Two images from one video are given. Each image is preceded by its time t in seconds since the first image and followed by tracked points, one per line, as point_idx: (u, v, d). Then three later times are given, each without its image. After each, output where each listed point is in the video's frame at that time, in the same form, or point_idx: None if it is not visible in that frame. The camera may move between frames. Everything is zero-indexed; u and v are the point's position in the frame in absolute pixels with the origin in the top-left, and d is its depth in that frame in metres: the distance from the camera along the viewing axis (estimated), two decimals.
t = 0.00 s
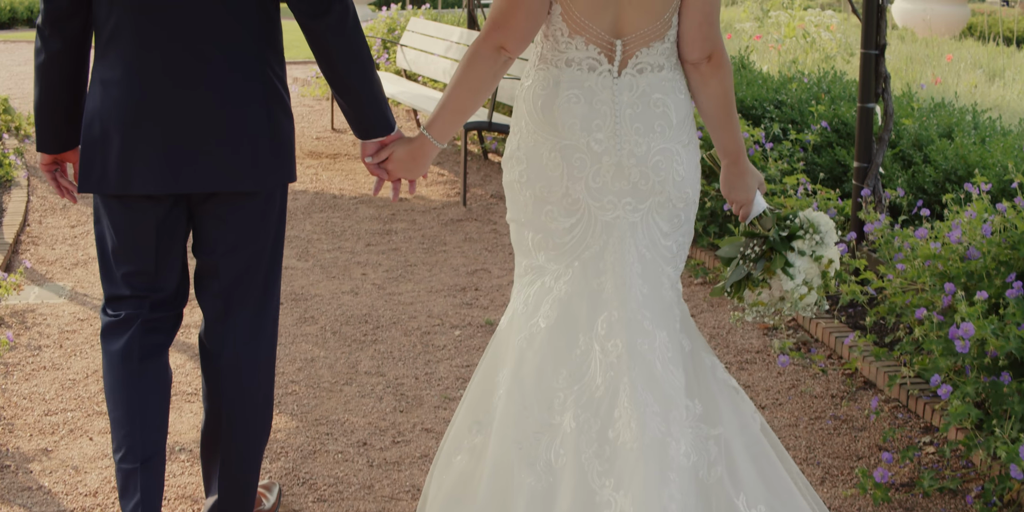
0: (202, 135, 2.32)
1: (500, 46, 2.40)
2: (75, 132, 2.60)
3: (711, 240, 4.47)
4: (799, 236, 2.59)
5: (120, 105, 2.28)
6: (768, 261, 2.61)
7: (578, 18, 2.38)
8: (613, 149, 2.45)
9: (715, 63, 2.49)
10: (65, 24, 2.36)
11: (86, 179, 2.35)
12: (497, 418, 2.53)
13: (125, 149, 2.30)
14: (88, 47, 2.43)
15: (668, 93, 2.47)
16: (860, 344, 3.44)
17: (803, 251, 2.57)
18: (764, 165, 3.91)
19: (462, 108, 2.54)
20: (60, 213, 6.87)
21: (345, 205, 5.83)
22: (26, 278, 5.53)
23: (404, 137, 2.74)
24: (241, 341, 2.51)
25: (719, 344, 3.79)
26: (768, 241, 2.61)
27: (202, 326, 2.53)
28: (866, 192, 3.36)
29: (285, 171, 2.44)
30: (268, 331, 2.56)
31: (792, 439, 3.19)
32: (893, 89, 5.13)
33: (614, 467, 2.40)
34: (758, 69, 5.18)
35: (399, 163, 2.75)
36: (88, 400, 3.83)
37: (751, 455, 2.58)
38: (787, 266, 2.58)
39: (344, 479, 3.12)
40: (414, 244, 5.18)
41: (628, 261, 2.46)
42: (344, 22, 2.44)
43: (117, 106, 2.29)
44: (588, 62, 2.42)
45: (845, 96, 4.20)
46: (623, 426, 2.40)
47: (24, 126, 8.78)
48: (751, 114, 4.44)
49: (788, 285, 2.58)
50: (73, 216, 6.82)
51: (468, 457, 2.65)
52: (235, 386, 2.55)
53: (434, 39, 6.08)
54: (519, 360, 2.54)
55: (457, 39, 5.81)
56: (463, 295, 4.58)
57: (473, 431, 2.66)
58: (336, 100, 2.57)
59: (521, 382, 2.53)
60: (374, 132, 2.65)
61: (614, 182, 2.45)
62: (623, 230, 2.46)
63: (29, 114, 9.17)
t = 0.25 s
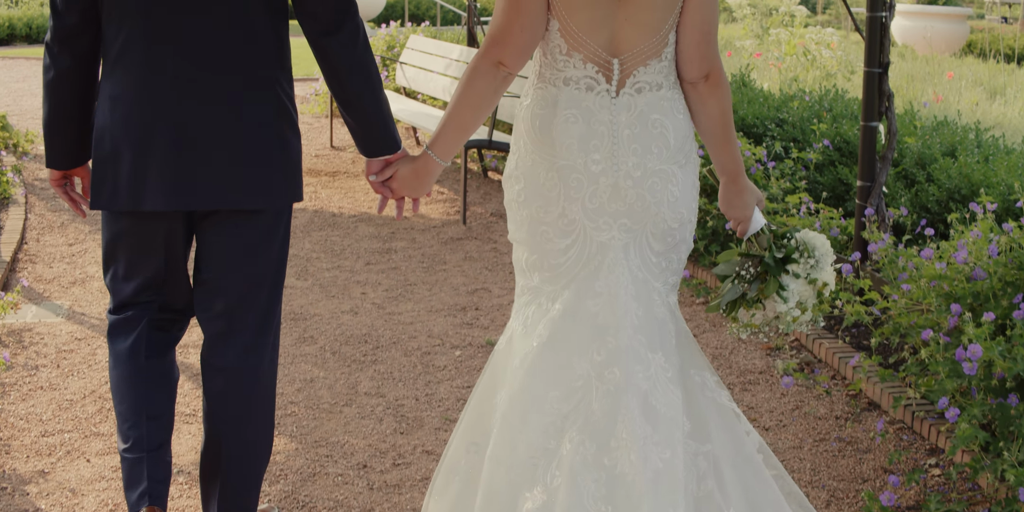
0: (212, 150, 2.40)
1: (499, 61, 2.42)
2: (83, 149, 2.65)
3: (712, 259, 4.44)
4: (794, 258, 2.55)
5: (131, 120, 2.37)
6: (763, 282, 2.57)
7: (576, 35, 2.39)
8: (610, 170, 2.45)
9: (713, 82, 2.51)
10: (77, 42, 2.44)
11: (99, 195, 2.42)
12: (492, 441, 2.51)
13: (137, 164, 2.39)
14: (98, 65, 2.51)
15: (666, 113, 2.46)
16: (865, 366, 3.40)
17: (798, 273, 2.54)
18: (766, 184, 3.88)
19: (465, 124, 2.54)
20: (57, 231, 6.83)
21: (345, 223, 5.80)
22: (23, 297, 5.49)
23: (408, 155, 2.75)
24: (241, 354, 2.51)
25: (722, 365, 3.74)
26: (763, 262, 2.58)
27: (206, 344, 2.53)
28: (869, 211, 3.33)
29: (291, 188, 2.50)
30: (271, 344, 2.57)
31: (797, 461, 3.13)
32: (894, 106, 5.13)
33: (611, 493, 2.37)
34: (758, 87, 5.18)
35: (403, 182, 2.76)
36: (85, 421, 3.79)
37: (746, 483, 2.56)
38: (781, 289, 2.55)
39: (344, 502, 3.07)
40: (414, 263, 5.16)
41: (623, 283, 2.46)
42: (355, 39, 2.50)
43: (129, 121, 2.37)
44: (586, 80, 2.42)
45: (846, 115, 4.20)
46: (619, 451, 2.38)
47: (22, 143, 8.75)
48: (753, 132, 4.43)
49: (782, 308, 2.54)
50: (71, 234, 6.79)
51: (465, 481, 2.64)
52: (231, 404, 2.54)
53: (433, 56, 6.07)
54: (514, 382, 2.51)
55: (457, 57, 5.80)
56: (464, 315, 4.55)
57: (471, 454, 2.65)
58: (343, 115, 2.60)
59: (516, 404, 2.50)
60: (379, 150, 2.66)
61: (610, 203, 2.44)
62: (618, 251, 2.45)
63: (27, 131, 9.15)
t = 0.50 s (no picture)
0: (215, 166, 2.42)
1: (498, 76, 2.46)
2: (87, 167, 2.64)
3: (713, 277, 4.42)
4: (797, 272, 2.58)
5: (136, 135, 2.39)
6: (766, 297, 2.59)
7: (576, 49, 2.40)
8: (616, 186, 2.44)
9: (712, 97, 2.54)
10: (84, 58, 2.43)
11: (104, 209, 2.46)
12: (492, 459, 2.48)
13: (140, 179, 2.41)
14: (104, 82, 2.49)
15: (669, 127, 2.47)
16: (871, 386, 3.36)
17: (800, 288, 2.57)
18: (768, 202, 3.86)
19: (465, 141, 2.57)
20: (56, 249, 6.80)
21: (345, 242, 5.78)
22: (21, 316, 5.45)
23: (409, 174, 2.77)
24: (241, 370, 2.51)
25: (725, 385, 3.71)
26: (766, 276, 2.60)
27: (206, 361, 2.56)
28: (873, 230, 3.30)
29: (295, 206, 2.52)
30: (272, 362, 2.57)
31: (802, 483, 3.08)
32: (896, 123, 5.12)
33: None
34: (760, 104, 5.18)
35: (404, 200, 2.78)
36: (84, 442, 3.74)
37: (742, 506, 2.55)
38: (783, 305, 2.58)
39: None
40: (414, 282, 5.13)
41: (627, 299, 2.47)
42: (361, 59, 2.51)
43: (134, 136, 2.39)
44: (588, 97, 2.43)
45: (849, 133, 4.19)
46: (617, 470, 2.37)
47: (21, 160, 8.73)
48: (755, 150, 4.42)
49: (784, 323, 2.58)
50: (70, 252, 6.76)
51: (469, 498, 2.62)
52: (230, 423, 2.52)
53: (434, 73, 6.06)
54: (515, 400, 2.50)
55: (457, 74, 5.79)
56: (465, 335, 4.51)
57: (478, 470, 2.64)
58: (345, 131, 2.61)
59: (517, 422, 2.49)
60: (381, 168, 2.69)
61: (616, 220, 2.44)
62: (625, 267, 2.46)
63: (26, 147, 9.12)
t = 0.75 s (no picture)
0: (218, 184, 2.40)
1: (496, 99, 2.46)
2: (89, 185, 2.61)
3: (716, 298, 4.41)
4: (807, 282, 2.63)
5: (140, 152, 2.38)
6: (779, 308, 2.62)
7: (577, 68, 2.40)
8: (621, 205, 2.47)
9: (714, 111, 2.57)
10: (89, 75, 2.42)
11: (105, 225, 2.45)
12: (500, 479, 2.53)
13: (142, 196, 2.39)
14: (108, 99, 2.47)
15: (673, 144, 2.48)
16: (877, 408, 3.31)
17: (812, 297, 2.62)
18: (771, 222, 3.85)
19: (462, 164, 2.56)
20: (54, 268, 6.77)
21: (344, 260, 5.75)
22: (19, 336, 5.41)
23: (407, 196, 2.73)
24: (241, 393, 2.47)
25: (729, 407, 3.66)
26: (777, 287, 2.65)
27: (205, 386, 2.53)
28: (877, 250, 3.28)
29: (297, 227, 2.48)
30: (271, 388, 2.53)
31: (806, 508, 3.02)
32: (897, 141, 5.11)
33: None
34: (761, 123, 5.18)
35: (401, 223, 2.73)
36: (81, 464, 3.70)
37: None
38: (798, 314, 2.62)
39: None
40: (414, 301, 5.10)
41: (631, 317, 2.49)
42: (363, 79, 2.45)
43: (138, 153, 2.38)
44: (591, 116, 2.44)
45: (851, 152, 4.18)
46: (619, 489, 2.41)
47: (19, 178, 8.70)
48: (756, 169, 4.42)
49: (799, 332, 2.61)
50: (68, 271, 6.73)
51: None
52: (227, 448, 2.48)
53: (433, 91, 6.05)
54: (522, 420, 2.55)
55: (457, 92, 5.78)
56: (466, 355, 4.47)
57: (492, 493, 2.67)
58: (343, 151, 2.54)
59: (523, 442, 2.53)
60: (379, 191, 2.62)
61: (622, 239, 2.46)
62: (630, 285, 2.49)
63: (25, 165, 9.10)
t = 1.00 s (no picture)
0: (218, 202, 2.36)
1: (499, 124, 2.45)
2: (89, 204, 2.58)
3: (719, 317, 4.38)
4: (818, 296, 2.67)
5: (141, 169, 2.35)
6: (792, 323, 2.65)
7: (582, 88, 2.38)
8: (628, 225, 2.45)
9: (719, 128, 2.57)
10: (91, 91, 2.40)
11: (106, 243, 2.41)
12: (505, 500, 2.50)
13: (143, 213, 2.36)
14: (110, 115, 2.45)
15: (679, 163, 2.47)
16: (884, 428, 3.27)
17: (824, 310, 2.66)
18: (773, 239, 3.84)
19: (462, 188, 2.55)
20: (52, 286, 6.74)
21: (344, 278, 5.73)
22: (17, 354, 5.37)
23: (407, 218, 2.74)
24: (243, 413, 2.44)
25: (733, 427, 3.59)
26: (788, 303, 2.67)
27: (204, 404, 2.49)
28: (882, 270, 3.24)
29: (297, 245, 2.45)
30: (271, 406, 2.50)
31: None
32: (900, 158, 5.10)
33: None
34: (763, 140, 5.19)
35: (400, 246, 2.75)
36: (79, 486, 3.65)
37: None
38: (813, 328, 2.64)
39: None
40: (414, 320, 5.07)
41: (640, 338, 2.47)
42: (364, 97, 2.44)
43: (139, 170, 2.35)
44: (597, 136, 2.42)
45: (854, 169, 4.19)
46: None
47: (18, 195, 8.68)
48: (759, 187, 4.41)
49: (814, 345, 2.64)
50: (66, 289, 6.69)
51: None
52: (227, 470, 2.44)
53: (434, 108, 6.04)
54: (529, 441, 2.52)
55: (458, 109, 5.77)
56: (467, 375, 4.43)
57: None
58: (343, 173, 2.53)
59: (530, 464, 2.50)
60: (378, 214, 2.61)
61: (630, 259, 2.45)
62: (638, 306, 2.48)
63: (23, 182, 9.08)
